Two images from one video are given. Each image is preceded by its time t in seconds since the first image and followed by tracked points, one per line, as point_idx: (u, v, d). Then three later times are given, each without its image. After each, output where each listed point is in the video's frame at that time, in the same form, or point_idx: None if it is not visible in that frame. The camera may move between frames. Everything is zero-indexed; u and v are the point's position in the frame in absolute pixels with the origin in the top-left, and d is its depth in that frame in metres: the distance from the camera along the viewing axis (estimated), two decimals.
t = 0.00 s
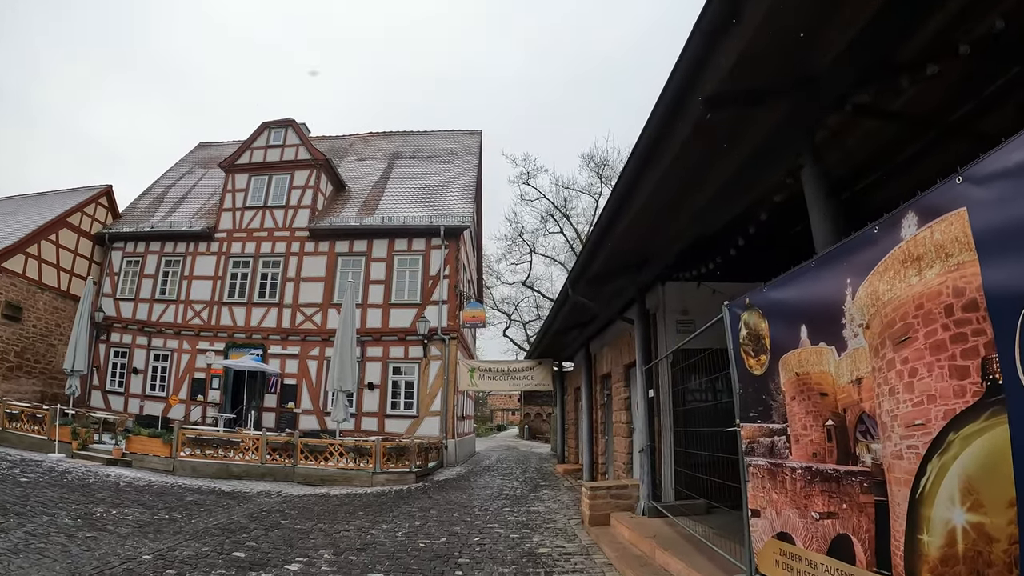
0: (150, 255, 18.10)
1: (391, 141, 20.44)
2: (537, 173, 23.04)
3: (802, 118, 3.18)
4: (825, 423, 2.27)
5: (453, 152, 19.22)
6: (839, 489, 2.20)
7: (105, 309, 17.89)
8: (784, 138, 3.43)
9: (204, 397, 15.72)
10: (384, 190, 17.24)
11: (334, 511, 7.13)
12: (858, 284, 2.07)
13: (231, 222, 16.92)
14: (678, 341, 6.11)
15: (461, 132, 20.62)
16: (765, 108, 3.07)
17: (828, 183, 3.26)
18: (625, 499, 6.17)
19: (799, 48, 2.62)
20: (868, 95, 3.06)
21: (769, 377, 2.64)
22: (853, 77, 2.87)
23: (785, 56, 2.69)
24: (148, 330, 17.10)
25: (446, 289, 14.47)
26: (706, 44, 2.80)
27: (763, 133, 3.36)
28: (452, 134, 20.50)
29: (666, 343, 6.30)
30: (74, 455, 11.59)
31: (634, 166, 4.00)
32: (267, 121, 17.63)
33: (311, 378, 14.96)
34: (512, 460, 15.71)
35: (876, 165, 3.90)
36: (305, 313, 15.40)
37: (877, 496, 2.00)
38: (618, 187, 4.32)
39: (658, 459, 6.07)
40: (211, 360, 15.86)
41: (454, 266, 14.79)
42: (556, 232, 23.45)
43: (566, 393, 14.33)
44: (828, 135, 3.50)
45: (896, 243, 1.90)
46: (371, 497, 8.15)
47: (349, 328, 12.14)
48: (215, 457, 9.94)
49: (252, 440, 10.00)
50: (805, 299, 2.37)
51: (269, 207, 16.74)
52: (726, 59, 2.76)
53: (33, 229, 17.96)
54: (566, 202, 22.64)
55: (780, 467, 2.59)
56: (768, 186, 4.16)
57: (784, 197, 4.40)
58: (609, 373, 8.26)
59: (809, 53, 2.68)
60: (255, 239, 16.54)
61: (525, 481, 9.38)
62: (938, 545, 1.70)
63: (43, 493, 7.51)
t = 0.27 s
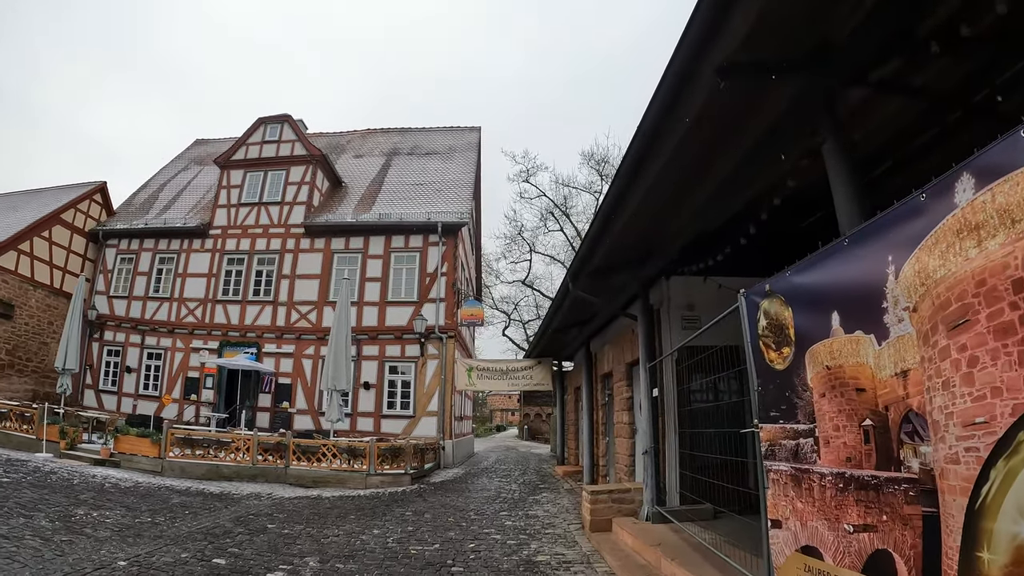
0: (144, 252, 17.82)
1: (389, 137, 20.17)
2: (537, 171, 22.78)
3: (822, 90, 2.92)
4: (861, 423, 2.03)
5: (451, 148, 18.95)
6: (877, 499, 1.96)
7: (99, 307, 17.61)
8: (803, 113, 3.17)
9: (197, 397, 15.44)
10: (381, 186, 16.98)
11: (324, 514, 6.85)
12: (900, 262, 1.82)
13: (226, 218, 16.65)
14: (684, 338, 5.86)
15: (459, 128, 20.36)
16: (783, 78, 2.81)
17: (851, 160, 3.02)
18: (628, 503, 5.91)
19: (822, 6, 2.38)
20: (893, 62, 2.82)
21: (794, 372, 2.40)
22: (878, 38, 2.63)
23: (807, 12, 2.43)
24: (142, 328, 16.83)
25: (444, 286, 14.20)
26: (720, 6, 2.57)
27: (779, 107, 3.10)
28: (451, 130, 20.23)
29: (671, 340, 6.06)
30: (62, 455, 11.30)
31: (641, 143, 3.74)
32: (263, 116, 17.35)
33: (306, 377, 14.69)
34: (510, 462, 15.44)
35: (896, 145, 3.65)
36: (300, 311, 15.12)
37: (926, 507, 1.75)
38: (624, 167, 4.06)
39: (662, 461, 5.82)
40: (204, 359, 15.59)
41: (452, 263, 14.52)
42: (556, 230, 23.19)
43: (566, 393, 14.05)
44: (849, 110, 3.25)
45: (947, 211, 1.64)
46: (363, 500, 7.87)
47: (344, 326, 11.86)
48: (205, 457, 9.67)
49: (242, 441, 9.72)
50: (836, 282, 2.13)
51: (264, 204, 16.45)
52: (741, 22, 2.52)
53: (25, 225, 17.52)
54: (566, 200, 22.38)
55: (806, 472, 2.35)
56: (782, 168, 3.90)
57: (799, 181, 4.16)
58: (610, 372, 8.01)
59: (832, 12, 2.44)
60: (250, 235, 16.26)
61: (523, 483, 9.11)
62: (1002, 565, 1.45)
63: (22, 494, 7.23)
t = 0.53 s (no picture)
0: (139, 250, 17.57)
1: (388, 135, 19.95)
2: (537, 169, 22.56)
3: (848, 65, 2.68)
4: (904, 427, 1.82)
5: (450, 146, 18.73)
6: (923, 516, 1.76)
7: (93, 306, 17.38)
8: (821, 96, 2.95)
9: (192, 397, 15.21)
10: (379, 184, 16.76)
11: (316, 519, 6.62)
12: (953, 243, 1.61)
13: (222, 216, 16.41)
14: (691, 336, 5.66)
15: (459, 125, 20.14)
16: (807, 53, 2.56)
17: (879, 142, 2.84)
18: (632, 508, 5.69)
19: None
20: (921, 40, 2.60)
21: (824, 371, 2.21)
22: (910, 11, 2.40)
23: None
24: (136, 327, 16.60)
25: (442, 285, 13.97)
26: None
27: (800, 86, 2.86)
28: (450, 128, 20.01)
29: (677, 339, 5.83)
30: (52, 456, 11.06)
31: (645, 133, 3.50)
32: (260, 113, 17.11)
33: (302, 377, 14.46)
34: (510, 463, 15.22)
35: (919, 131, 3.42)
36: (296, 310, 14.89)
37: (981, 523, 1.55)
38: (627, 159, 3.83)
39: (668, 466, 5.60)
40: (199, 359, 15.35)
41: (450, 261, 14.29)
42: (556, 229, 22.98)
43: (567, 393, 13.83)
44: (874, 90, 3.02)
45: (1007, 182, 1.45)
46: (358, 504, 7.64)
47: (340, 325, 11.63)
48: (197, 459, 9.46)
49: (235, 442, 9.49)
50: (876, 270, 1.94)
51: (260, 201, 16.22)
52: None
53: (18, 223, 17.19)
54: (566, 199, 22.17)
55: (837, 483, 2.16)
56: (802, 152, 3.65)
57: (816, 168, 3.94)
58: (612, 372, 7.79)
59: None
60: (246, 233, 16.03)
61: (523, 486, 8.89)
62: None
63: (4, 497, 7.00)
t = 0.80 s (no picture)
0: (135, 247, 17.33)
1: (387, 131, 19.72)
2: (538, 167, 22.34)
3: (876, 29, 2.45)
4: (963, 415, 1.61)
5: (450, 142, 18.51)
6: (988, 515, 1.56)
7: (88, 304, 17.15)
8: (843, 66, 2.74)
9: (187, 396, 14.98)
10: (378, 180, 16.54)
11: (309, 521, 6.38)
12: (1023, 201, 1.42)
13: (218, 212, 16.18)
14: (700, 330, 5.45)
15: (459, 122, 19.91)
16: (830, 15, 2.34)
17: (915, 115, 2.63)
18: (639, 510, 5.46)
19: None
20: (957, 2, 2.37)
21: (865, 355, 2.01)
22: None
23: None
24: (131, 324, 16.36)
25: (441, 282, 13.75)
26: None
27: (824, 56, 2.66)
28: (450, 124, 19.79)
29: (686, 334, 5.62)
30: (42, 455, 10.81)
31: (654, 117, 3.32)
32: (258, 108, 16.88)
33: (298, 376, 14.22)
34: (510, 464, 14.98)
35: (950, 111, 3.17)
36: (293, 307, 14.66)
37: None
38: (633, 146, 3.64)
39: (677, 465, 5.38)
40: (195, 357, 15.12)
41: (450, 257, 14.06)
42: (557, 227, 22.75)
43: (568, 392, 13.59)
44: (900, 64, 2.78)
45: None
46: (353, 505, 7.41)
47: (337, 322, 11.40)
48: (190, 459, 9.23)
49: (228, 441, 9.26)
50: (927, 236, 1.74)
51: (257, 197, 15.98)
52: None
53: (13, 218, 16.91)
54: (567, 196, 21.95)
55: (881, 481, 1.97)
56: (824, 128, 3.40)
57: (832, 149, 3.70)
58: (616, 370, 7.57)
59: None
60: (243, 229, 15.80)
61: (524, 487, 8.66)
62: None
63: None
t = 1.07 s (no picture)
0: (130, 245, 17.07)
1: (387, 128, 19.47)
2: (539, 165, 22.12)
3: None
4: None
5: (450, 139, 18.26)
6: None
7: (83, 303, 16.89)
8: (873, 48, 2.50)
9: (183, 396, 14.71)
10: (377, 177, 16.29)
11: (302, 528, 6.10)
12: None
13: (214, 210, 15.92)
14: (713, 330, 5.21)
15: (459, 119, 19.66)
16: None
17: (961, 86, 2.35)
18: (648, 517, 5.22)
19: None
20: None
21: (925, 351, 1.76)
22: None
23: None
24: (126, 324, 16.10)
25: (441, 281, 13.48)
26: None
27: (840, 44, 2.48)
28: (450, 121, 19.54)
29: (697, 334, 5.36)
30: (31, 457, 10.54)
31: (662, 105, 3.23)
32: (255, 104, 16.63)
33: (295, 376, 13.95)
34: (511, 466, 14.72)
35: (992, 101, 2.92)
36: (290, 306, 14.40)
37: None
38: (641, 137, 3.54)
39: (689, 471, 5.14)
40: (190, 357, 14.86)
41: (450, 256, 13.79)
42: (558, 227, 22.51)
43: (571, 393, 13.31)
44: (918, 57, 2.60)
45: None
46: (349, 511, 7.13)
47: (334, 322, 11.12)
48: (182, 462, 8.98)
49: (221, 444, 9.00)
50: (1001, 216, 1.49)
51: (254, 194, 15.72)
52: None
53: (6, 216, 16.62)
54: (569, 195, 21.71)
55: (944, 494, 1.74)
56: (833, 125, 3.24)
57: (853, 142, 3.51)
58: (622, 370, 7.32)
59: None
60: (239, 228, 15.54)
61: (526, 492, 8.40)
62: None
63: None
